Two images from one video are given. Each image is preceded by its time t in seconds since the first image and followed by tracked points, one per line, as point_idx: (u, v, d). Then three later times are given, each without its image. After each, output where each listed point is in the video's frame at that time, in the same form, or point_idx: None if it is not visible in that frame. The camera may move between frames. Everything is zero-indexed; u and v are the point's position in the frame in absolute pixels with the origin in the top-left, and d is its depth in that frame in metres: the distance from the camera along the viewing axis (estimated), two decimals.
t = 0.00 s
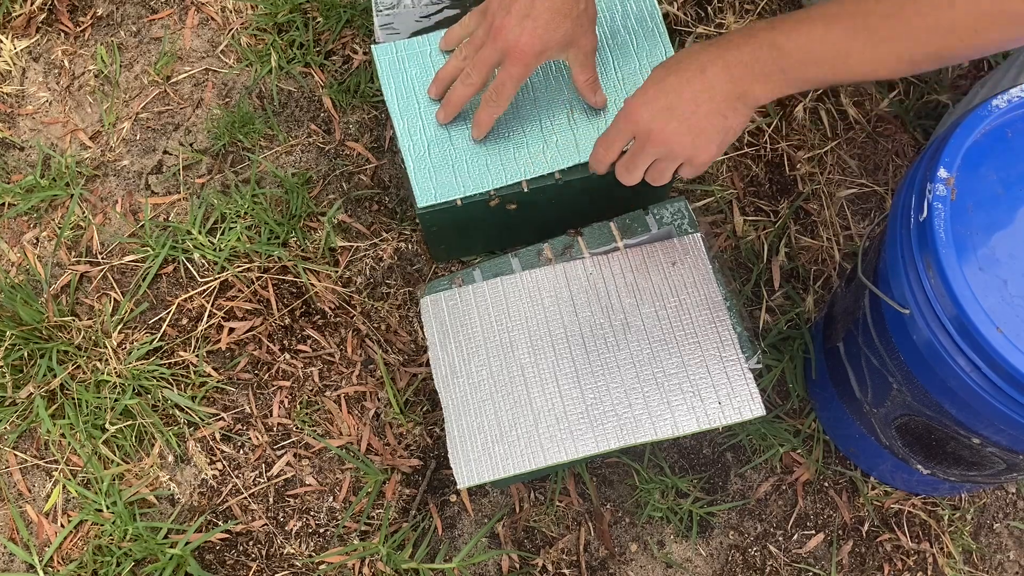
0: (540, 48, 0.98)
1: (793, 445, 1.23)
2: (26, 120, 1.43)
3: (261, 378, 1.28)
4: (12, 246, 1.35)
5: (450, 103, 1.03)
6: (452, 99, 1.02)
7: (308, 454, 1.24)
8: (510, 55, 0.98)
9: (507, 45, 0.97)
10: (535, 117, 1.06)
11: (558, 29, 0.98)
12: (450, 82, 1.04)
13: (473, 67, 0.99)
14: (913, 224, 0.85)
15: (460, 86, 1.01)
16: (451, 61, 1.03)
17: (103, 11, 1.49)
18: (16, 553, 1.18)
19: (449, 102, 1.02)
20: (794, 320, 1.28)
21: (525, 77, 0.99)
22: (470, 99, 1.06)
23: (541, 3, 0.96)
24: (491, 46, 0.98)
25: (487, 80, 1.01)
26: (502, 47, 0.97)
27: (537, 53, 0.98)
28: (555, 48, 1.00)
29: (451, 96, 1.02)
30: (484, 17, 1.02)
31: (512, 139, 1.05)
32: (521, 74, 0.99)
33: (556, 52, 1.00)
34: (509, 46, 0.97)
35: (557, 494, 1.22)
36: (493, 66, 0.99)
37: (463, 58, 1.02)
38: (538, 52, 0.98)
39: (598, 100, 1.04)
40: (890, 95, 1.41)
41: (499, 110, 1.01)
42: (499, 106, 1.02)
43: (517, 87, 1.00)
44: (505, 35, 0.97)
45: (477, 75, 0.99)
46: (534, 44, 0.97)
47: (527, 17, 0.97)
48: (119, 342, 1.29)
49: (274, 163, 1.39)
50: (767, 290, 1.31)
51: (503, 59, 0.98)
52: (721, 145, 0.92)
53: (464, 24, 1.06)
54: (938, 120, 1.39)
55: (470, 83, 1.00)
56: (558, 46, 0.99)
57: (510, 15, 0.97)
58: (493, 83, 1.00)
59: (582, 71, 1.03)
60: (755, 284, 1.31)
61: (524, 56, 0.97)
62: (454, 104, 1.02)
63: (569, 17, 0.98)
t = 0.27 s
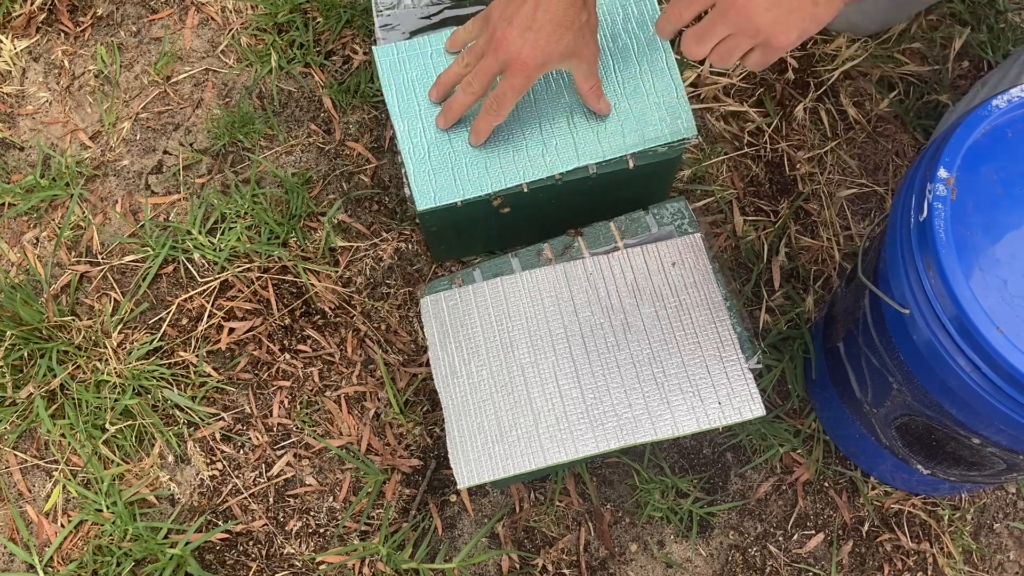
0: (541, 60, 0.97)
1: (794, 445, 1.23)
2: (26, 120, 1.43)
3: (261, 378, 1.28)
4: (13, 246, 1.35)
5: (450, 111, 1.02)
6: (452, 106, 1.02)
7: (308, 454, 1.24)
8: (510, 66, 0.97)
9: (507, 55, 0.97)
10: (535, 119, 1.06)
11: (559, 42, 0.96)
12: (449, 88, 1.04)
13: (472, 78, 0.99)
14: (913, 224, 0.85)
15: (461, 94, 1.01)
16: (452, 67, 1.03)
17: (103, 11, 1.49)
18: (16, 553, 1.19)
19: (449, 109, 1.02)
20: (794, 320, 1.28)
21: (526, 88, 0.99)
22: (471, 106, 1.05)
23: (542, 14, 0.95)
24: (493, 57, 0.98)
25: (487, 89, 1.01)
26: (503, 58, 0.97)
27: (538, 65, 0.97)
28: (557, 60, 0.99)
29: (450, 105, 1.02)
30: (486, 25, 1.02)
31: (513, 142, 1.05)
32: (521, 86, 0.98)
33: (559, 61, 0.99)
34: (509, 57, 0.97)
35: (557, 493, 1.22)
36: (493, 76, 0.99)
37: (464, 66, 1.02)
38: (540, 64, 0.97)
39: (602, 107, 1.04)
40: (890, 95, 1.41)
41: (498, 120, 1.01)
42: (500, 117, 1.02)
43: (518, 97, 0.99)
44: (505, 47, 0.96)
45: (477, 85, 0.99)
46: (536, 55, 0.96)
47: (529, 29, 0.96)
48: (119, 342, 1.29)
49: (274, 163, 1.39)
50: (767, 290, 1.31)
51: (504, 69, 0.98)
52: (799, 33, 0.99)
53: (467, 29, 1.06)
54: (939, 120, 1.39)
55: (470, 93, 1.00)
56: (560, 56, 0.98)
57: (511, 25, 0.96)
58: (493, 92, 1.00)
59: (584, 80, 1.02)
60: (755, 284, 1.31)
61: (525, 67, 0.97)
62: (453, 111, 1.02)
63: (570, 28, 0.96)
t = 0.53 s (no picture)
0: (541, 65, 0.97)
1: (794, 445, 1.23)
2: (26, 120, 1.43)
3: (262, 378, 1.28)
4: (13, 246, 1.35)
5: (449, 113, 1.02)
6: (451, 107, 1.02)
7: (308, 454, 1.24)
8: (510, 71, 0.97)
9: (507, 59, 0.96)
10: (534, 120, 1.06)
11: (559, 47, 0.96)
12: (449, 89, 1.04)
13: (472, 81, 0.99)
14: (913, 224, 0.85)
15: (460, 96, 1.01)
16: (452, 69, 1.03)
17: (103, 11, 1.49)
18: (16, 553, 1.19)
19: (448, 111, 1.03)
20: (794, 320, 1.29)
21: (526, 93, 0.99)
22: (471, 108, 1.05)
23: (543, 20, 0.94)
24: (493, 61, 0.97)
25: (487, 93, 1.01)
26: (502, 63, 0.97)
27: (538, 71, 0.97)
28: (558, 65, 0.98)
29: (450, 107, 1.02)
30: (487, 27, 1.01)
31: (512, 143, 1.05)
32: (521, 91, 0.98)
33: (560, 65, 0.99)
34: (509, 62, 0.96)
35: (557, 493, 1.22)
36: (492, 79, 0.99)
37: (464, 68, 1.02)
38: (540, 70, 0.97)
39: (602, 111, 1.04)
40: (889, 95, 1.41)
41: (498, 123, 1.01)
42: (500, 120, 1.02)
43: (517, 102, 0.99)
44: (506, 51, 0.96)
45: (476, 88, 0.99)
46: (537, 60, 0.96)
47: (530, 34, 0.95)
48: (119, 342, 1.29)
49: (275, 163, 1.39)
50: (767, 290, 1.31)
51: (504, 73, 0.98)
52: None
53: (469, 30, 1.06)
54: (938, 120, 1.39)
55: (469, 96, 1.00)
56: (561, 62, 0.98)
57: (512, 30, 0.96)
58: (493, 95, 1.00)
59: (586, 84, 1.02)
60: (755, 284, 1.31)
61: (526, 72, 0.97)
62: (453, 113, 1.02)
63: (570, 34, 0.96)
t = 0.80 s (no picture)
0: (545, 67, 0.97)
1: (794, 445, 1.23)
2: (26, 120, 1.43)
3: (262, 378, 1.28)
4: (13, 246, 1.35)
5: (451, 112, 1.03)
6: (453, 107, 1.02)
7: (308, 454, 1.24)
8: (513, 73, 0.97)
9: (511, 61, 0.96)
10: (535, 120, 1.06)
11: (563, 49, 0.96)
12: (451, 89, 1.04)
13: (473, 82, 1.00)
14: (913, 224, 0.85)
15: (462, 97, 1.01)
16: (454, 69, 1.03)
17: (103, 11, 1.49)
18: (16, 553, 1.19)
19: (450, 111, 1.03)
20: (794, 320, 1.28)
21: (528, 95, 0.99)
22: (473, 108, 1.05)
23: (547, 22, 0.94)
24: (496, 62, 0.97)
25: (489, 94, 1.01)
26: (505, 65, 0.97)
27: (541, 73, 0.97)
28: (562, 66, 0.98)
29: (451, 107, 1.02)
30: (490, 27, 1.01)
31: (511, 143, 1.05)
32: (524, 92, 0.99)
33: (564, 67, 0.99)
34: (512, 64, 0.96)
35: (557, 493, 1.22)
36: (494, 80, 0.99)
37: (466, 69, 1.02)
38: (544, 72, 0.97)
39: (605, 114, 1.04)
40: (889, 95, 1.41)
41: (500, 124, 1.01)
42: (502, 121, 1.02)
43: (520, 104, 1.00)
44: (510, 53, 0.96)
45: (478, 89, 1.00)
46: (540, 63, 0.96)
47: (534, 37, 0.95)
48: (119, 342, 1.29)
49: (275, 163, 1.39)
50: (767, 290, 1.31)
51: (506, 75, 0.98)
52: None
53: (471, 30, 1.06)
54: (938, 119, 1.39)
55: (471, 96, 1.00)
56: (564, 63, 0.98)
57: (516, 32, 0.95)
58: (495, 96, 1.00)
59: (590, 86, 1.02)
60: (755, 284, 1.31)
61: (529, 74, 0.97)
62: (455, 113, 1.02)
63: (575, 36, 0.96)
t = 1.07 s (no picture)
0: (545, 69, 0.97)
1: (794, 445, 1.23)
2: (26, 120, 1.43)
3: (262, 378, 1.28)
4: (13, 246, 1.35)
5: (451, 114, 1.03)
6: (452, 109, 1.02)
7: (308, 454, 1.24)
8: (513, 75, 0.97)
9: (511, 63, 0.96)
10: (535, 120, 1.06)
11: (564, 51, 0.96)
12: (451, 90, 1.04)
13: (473, 84, 1.00)
14: (913, 224, 0.85)
15: (462, 99, 1.01)
16: (454, 71, 1.03)
17: (103, 11, 1.49)
18: (16, 553, 1.19)
19: (449, 113, 1.03)
20: (794, 320, 1.28)
21: (529, 97, 0.99)
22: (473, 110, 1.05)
23: (547, 25, 0.94)
24: (496, 64, 0.97)
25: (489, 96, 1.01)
26: (505, 67, 0.97)
27: (542, 75, 0.97)
28: (563, 68, 0.98)
29: (451, 109, 1.02)
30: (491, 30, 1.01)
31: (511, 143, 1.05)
32: (524, 95, 0.99)
33: (565, 69, 0.99)
34: (512, 66, 0.96)
35: (557, 493, 1.22)
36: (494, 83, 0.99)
37: (466, 71, 1.02)
38: (544, 74, 0.97)
39: (606, 115, 1.04)
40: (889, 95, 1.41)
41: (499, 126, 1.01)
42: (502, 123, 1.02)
43: (520, 106, 1.00)
44: (510, 56, 0.96)
45: (478, 91, 1.00)
46: (541, 65, 0.96)
47: (534, 39, 0.95)
48: (119, 342, 1.29)
49: (275, 163, 1.39)
50: (767, 290, 1.31)
51: (506, 77, 0.98)
52: None
53: (472, 31, 1.06)
54: (938, 119, 1.39)
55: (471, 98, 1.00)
56: (565, 66, 0.98)
57: (516, 35, 0.95)
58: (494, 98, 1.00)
59: (590, 88, 1.02)
60: (755, 284, 1.31)
61: (529, 76, 0.97)
62: (455, 116, 1.02)
63: (575, 38, 0.96)
